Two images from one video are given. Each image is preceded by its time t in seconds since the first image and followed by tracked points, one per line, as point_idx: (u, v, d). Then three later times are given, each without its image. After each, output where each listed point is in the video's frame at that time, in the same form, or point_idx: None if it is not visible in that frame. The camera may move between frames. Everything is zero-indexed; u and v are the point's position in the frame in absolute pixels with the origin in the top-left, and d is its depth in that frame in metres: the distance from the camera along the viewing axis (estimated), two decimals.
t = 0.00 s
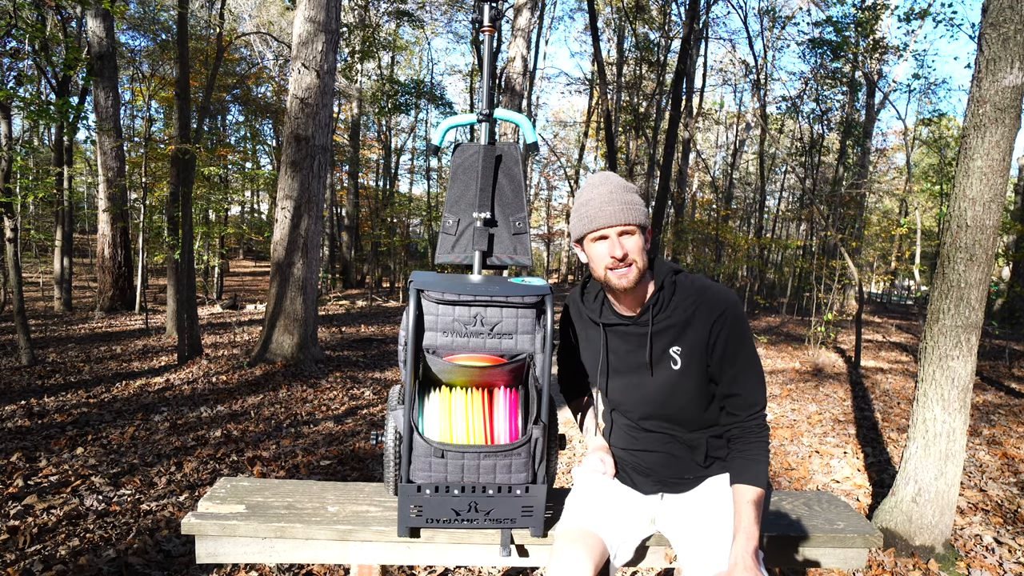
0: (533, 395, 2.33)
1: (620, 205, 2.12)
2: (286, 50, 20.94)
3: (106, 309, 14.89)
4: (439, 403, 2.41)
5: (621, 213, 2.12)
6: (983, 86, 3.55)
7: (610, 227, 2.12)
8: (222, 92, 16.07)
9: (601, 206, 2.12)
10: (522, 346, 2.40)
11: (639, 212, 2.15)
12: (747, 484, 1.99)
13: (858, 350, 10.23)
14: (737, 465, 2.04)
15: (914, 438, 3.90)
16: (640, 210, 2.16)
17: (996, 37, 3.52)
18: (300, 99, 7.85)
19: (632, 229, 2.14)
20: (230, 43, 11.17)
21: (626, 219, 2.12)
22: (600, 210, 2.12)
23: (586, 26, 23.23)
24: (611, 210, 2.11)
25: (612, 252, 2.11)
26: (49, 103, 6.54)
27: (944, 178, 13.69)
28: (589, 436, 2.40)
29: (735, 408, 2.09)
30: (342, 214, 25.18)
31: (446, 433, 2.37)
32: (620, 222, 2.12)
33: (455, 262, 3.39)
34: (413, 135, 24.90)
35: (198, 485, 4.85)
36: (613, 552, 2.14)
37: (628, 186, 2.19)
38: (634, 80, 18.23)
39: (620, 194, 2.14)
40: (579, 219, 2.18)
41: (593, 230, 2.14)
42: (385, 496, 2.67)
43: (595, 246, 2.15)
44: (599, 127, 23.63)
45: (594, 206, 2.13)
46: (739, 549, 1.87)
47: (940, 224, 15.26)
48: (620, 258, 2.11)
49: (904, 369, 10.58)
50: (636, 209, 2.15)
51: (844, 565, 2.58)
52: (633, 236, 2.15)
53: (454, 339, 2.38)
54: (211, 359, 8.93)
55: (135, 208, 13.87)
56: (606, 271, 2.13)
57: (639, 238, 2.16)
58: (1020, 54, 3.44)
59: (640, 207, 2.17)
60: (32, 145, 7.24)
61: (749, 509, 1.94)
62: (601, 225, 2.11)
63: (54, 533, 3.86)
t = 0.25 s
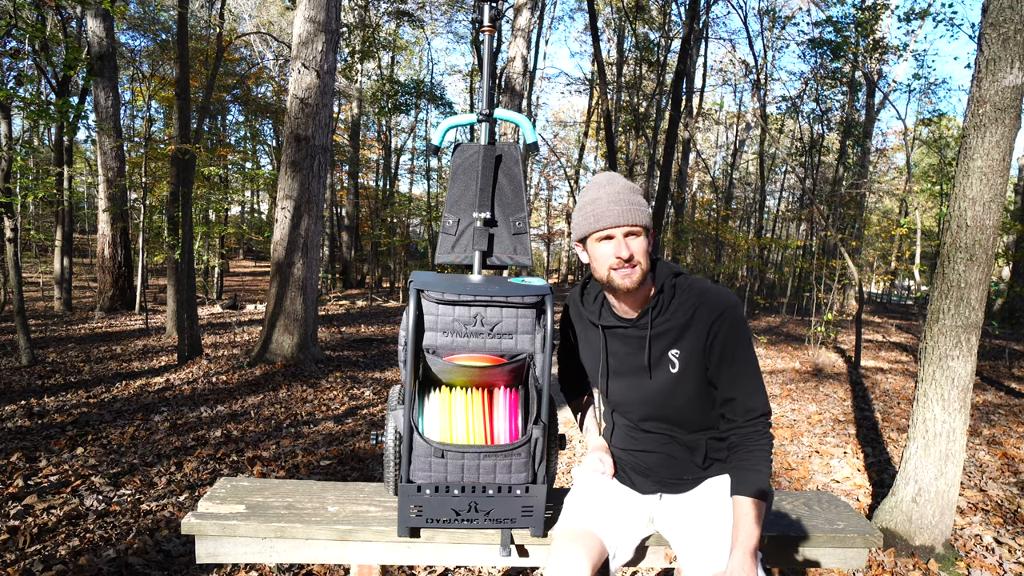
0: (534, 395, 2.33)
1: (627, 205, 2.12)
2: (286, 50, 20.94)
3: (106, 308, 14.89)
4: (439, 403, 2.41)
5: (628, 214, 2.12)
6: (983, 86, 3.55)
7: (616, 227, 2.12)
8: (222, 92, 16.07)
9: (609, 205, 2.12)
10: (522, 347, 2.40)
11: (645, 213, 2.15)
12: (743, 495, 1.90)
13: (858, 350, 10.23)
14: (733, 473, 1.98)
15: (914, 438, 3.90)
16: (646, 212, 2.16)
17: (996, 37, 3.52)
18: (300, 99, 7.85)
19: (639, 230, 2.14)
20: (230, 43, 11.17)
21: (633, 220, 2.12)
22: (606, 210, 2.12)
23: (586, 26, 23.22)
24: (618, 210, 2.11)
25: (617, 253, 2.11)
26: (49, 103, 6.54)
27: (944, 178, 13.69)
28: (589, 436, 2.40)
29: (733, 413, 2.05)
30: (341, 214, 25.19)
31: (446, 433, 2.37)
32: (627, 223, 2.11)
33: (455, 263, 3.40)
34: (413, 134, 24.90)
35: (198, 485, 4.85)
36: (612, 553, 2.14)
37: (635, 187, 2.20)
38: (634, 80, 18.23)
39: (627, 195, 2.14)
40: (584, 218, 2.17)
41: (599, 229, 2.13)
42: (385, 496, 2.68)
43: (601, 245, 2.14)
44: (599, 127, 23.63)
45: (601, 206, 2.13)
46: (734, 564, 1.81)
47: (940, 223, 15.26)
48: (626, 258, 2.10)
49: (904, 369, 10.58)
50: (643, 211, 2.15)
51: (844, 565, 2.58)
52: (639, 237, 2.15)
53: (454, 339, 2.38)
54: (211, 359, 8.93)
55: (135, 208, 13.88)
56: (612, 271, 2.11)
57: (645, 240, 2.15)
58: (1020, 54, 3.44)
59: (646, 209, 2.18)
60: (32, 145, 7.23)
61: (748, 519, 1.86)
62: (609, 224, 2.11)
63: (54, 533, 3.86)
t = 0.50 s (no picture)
0: (533, 395, 2.33)
1: (635, 203, 2.13)
2: (287, 50, 20.94)
3: (106, 308, 14.89)
4: (439, 404, 2.41)
5: (635, 211, 2.12)
6: (983, 85, 3.55)
7: (624, 225, 2.12)
8: (222, 92, 16.08)
9: (617, 203, 2.12)
10: (522, 347, 2.40)
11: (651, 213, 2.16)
12: (741, 497, 1.90)
13: (858, 350, 10.23)
14: (732, 473, 1.97)
15: (914, 438, 3.90)
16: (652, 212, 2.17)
17: (996, 37, 3.52)
18: (300, 99, 7.85)
19: (645, 229, 2.15)
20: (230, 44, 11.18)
21: (641, 218, 2.12)
22: (614, 208, 2.12)
23: (586, 26, 23.21)
24: (625, 208, 2.11)
25: (625, 250, 2.10)
26: (49, 103, 6.54)
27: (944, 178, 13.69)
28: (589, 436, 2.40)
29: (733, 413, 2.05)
30: (342, 214, 25.22)
31: (446, 433, 2.37)
32: (635, 222, 2.12)
33: (455, 262, 3.40)
34: (413, 135, 24.89)
35: (198, 485, 4.85)
36: (612, 554, 2.14)
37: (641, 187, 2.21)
38: (634, 80, 18.23)
39: (634, 194, 2.15)
40: (592, 216, 2.16)
41: (607, 227, 2.13)
42: (386, 496, 2.68)
43: (608, 243, 2.14)
44: (599, 127, 23.64)
45: (609, 204, 2.13)
46: (729, 565, 1.80)
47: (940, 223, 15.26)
48: (633, 256, 2.10)
49: (904, 369, 10.58)
50: (649, 210, 2.16)
51: (844, 565, 2.58)
52: (645, 236, 2.15)
53: (454, 339, 2.38)
54: (211, 359, 8.93)
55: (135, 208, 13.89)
56: (619, 269, 2.10)
57: (651, 239, 2.16)
58: (1020, 54, 3.44)
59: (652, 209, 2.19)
60: (32, 145, 7.24)
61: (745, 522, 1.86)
62: (618, 221, 2.11)
63: (54, 533, 3.86)
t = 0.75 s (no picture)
0: (533, 395, 2.33)
1: (638, 203, 2.13)
2: (287, 50, 20.94)
3: (106, 308, 14.89)
4: (439, 404, 2.41)
5: (639, 209, 2.13)
6: (983, 86, 3.55)
7: (628, 223, 2.12)
8: (222, 92, 16.09)
9: (620, 202, 2.13)
10: (522, 347, 2.40)
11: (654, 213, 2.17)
12: (739, 497, 1.88)
13: (858, 350, 10.23)
14: (729, 473, 1.96)
15: (914, 438, 3.90)
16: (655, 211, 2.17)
17: (996, 37, 3.52)
18: (300, 99, 7.85)
19: (648, 228, 2.15)
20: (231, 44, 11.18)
21: (644, 217, 2.13)
22: (617, 206, 2.12)
23: (586, 26, 23.20)
24: (628, 207, 2.12)
25: (628, 249, 2.10)
26: (49, 103, 6.54)
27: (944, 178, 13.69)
28: (589, 437, 2.40)
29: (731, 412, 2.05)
30: (342, 214, 25.23)
31: (446, 433, 2.37)
32: (638, 220, 2.12)
33: (455, 262, 3.40)
34: (413, 134, 24.89)
35: (198, 485, 4.85)
36: (611, 554, 2.14)
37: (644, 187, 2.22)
38: (634, 80, 18.23)
39: (637, 193, 2.15)
40: (596, 214, 2.16)
41: (612, 224, 2.13)
42: (386, 496, 2.68)
43: (611, 241, 2.14)
44: (599, 127, 23.64)
45: (613, 202, 2.13)
46: (726, 565, 1.80)
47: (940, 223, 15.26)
48: (636, 254, 2.09)
49: (904, 369, 10.58)
50: (652, 210, 2.16)
51: (844, 565, 2.58)
52: (648, 235, 2.15)
53: (454, 340, 2.38)
54: (211, 359, 8.93)
55: (134, 208, 13.89)
56: (622, 267, 2.10)
57: (653, 238, 2.16)
58: (1020, 54, 3.44)
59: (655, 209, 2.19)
60: (32, 145, 7.23)
61: (743, 524, 1.85)
62: (621, 219, 2.11)
63: (54, 533, 3.86)
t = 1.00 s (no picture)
0: (533, 395, 2.33)
1: (635, 202, 2.12)
2: (287, 50, 20.94)
3: (106, 309, 14.88)
4: (439, 404, 2.41)
5: (637, 209, 2.12)
6: (983, 86, 3.55)
7: (624, 223, 2.12)
8: (222, 92, 16.08)
9: (617, 202, 2.12)
10: (522, 346, 2.40)
11: (652, 212, 2.15)
12: (737, 496, 1.88)
13: (858, 351, 10.23)
14: (728, 473, 1.96)
15: (914, 438, 3.90)
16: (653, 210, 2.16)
17: (996, 37, 3.52)
18: (300, 99, 7.85)
19: (646, 228, 2.14)
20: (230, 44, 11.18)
21: (641, 216, 2.12)
22: (614, 206, 2.12)
23: (586, 26, 23.20)
24: (625, 206, 2.12)
25: (624, 249, 2.11)
26: (49, 103, 6.54)
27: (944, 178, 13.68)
28: (589, 437, 2.40)
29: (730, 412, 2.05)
30: (342, 213, 25.24)
31: (446, 433, 2.37)
32: (634, 219, 2.11)
33: (454, 262, 3.40)
34: (413, 135, 24.89)
35: (198, 485, 4.85)
36: (611, 554, 2.14)
37: (643, 186, 2.20)
38: (634, 80, 18.23)
39: (634, 193, 2.15)
40: (593, 214, 2.17)
41: (608, 224, 2.13)
42: (386, 496, 2.68)
43: (608, 241, 2.14)
44: (599, 127, 23.64)
45: (610, 202, 2.13)
46: (723, 564, 1.80)
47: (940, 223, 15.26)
48: (632, 255, 2.10)
49: (904, 369, 10.58)
50: (650, 209, 2.15)
51: (844, 565, 2.58)
52: (645, 234, 2.14)
53: (454, 339, 2.38)
54: (211, 359, 8.93)
55: (134, 208, 13.88)
56: (619, 267, 2.11)
57: (651, 237, 2.15)
58: (1020, 54, 3.44)
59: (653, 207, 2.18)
60: (32, 145, 7.23)
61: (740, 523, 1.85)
62: (617, 219, 2.11)
63: (54, 533, 3.86)
